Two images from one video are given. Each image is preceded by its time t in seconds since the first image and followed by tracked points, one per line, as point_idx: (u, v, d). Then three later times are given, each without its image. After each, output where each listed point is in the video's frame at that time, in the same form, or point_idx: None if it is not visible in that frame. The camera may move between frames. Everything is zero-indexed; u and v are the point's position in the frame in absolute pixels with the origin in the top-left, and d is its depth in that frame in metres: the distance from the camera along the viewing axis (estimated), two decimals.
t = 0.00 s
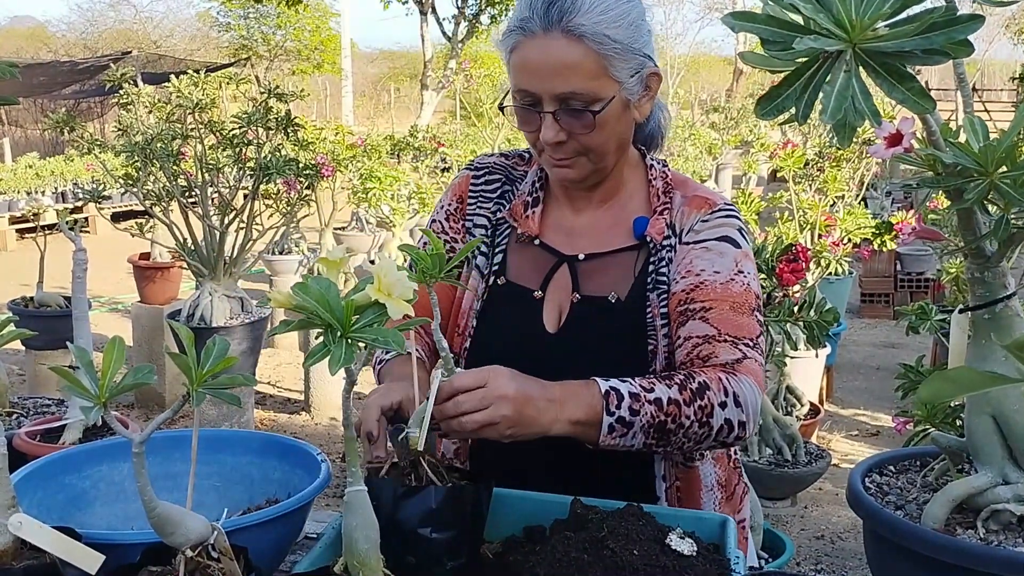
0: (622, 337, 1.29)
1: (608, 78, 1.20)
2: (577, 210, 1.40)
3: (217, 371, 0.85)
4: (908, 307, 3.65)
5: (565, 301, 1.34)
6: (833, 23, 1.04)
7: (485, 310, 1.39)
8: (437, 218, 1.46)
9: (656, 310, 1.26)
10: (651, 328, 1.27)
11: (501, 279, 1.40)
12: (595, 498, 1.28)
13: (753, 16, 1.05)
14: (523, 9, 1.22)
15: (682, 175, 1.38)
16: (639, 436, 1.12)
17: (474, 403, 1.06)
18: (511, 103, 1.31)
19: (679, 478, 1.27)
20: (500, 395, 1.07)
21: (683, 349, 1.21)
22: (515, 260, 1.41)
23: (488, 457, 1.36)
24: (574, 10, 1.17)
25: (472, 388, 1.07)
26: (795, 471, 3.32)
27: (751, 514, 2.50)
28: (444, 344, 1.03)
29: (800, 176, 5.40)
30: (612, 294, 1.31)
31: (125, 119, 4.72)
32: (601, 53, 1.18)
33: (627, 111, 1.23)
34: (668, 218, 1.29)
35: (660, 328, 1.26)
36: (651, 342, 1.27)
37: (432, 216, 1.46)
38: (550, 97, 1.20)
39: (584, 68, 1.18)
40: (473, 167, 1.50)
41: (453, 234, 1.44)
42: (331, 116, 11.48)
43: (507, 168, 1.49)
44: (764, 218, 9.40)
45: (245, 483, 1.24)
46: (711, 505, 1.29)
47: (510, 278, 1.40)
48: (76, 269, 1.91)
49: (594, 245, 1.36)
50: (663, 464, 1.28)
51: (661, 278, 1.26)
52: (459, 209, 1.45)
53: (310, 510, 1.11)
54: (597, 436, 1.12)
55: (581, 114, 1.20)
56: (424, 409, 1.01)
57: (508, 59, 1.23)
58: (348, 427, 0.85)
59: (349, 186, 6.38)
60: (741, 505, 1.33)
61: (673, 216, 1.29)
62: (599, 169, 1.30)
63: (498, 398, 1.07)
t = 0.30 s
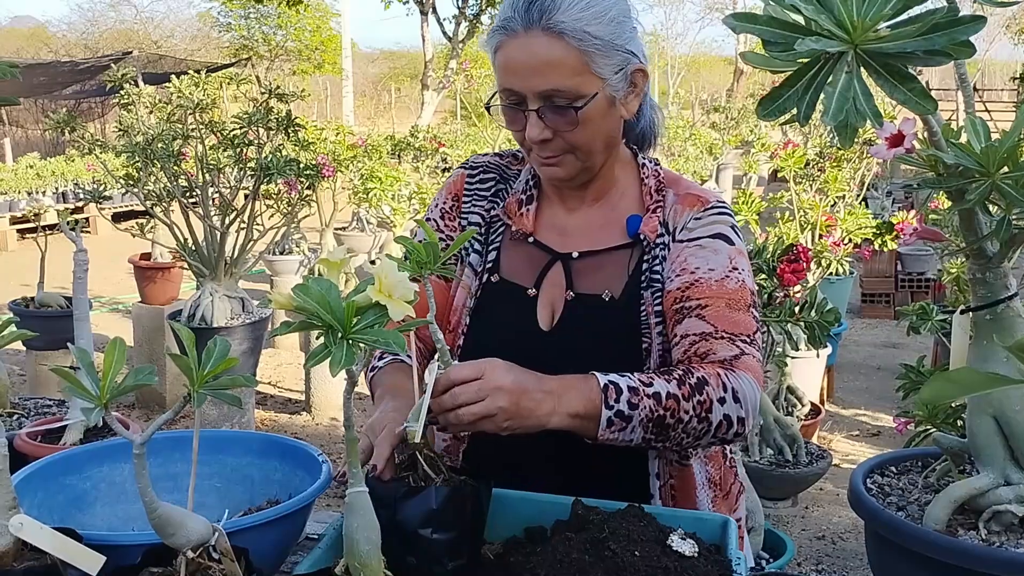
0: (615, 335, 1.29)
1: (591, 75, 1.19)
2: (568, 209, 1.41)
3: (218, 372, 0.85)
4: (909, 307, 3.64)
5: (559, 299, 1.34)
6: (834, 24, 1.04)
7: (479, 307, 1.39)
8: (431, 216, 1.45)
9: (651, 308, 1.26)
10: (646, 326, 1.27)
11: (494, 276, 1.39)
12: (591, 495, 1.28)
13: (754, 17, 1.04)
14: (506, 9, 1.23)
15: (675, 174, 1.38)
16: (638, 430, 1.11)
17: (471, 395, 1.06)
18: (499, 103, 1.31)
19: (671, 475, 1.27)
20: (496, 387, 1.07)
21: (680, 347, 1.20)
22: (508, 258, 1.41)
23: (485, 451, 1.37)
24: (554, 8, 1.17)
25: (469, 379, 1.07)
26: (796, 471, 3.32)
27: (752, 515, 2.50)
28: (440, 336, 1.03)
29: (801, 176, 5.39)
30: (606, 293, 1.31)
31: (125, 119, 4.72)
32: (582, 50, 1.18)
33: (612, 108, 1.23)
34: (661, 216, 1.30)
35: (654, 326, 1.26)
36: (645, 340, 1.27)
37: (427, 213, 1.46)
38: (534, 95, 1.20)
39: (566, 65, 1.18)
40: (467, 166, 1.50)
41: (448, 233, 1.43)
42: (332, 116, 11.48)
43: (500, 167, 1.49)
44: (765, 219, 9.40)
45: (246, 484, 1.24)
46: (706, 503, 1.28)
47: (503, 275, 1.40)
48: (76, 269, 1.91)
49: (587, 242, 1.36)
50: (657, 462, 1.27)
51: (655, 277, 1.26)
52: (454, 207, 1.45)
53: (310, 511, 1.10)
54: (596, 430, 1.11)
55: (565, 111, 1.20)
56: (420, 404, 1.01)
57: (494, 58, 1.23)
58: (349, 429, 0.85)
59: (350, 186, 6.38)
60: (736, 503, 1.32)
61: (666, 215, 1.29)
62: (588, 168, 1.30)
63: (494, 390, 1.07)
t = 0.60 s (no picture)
0: (604, 340, 1.29)
1: (560, 68, 1.18)
2: (552, 212, 1.40)
3: (219, 372, 0.85)
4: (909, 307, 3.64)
5: (547, 303, 1.34)
6: (837, 23, 1.04)
7: (469, 311, 1.39)
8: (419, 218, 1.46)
9: (641, 312, 1.26)
10: (636, 330, 1.27)
11: (483, 280, 1.39)
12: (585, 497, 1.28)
13: (756, 16, 1.04)
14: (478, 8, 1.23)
15: (660, 176, 1.37)
16: (642, 434, 1.11)
17: (477, 394, 1.05)
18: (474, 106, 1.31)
19: (664, 478, 1.27)
20: (500, 387, 1.06)
21: (678, 352, 1.20)
22: (496, 262, 1.40)
23: (485, 453, 1.36)
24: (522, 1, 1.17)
25: (475, 379, 1.06)
26: (796, 471, 3.32)
27: (753, 514, 2.50)
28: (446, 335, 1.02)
29: (801, 176, 5.38)
30: (594, 297, 1.31)
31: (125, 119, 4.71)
32: (550, 42, 1.17)
33: (583, 101, 1.21)
34: (648, 219, 1.30)
35: (644, 331, 1.26)
36: (635, 345, 1.27)
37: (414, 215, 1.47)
38: (503, 89, 1.19)
39: (535, 58, 1.17)
40: (456, 168, 1.51)
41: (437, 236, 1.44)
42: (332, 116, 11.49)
43: (488, 169, 1.49)
44: (765, 218, 9.41)
45: (246, 485, 1.24)
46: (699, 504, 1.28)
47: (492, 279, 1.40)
48: (77, 270, 1.91)
49: (573, 245, 1.36)
50: (649, 466, 1.27)
51: (644, 281, 1.26)
52: (442, 210, 1.46)
53: (311, 512, 1.10)
54: (601, 433, 1.11)
55: (534, 104, 1.18)
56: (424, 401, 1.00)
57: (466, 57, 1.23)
58: (350, 430, 0.85)
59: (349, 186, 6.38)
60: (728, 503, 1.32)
61: (652, 217, 1.29)
62: (566, 169, 1.29)
63: (498, 390, 1.06)
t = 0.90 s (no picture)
0: (581, 347, 1.30)
1: (504, 80, 1.17)
2: (520, 221, 1.38)
3: (218, 373, 0.85)
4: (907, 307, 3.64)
5: (524, 314, 1.34)
6: (836, 25, 1.04)
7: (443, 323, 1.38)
8: (388, 222, 1.46)
9: (619, 319, 1.26)
10: (615, 335, 1.27)
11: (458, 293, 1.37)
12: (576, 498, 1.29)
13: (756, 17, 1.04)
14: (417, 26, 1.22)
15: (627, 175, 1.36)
16: (648, 436, 1.12)
17: (494, 395, 1.05)
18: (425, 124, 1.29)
19: (650, 481, 1.27)
20: (516, 390, 1.06)
21: (673, 359, 1.21)
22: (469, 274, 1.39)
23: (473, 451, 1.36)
24: (460, 16, 1.16)
25: (492, 381, 1.07)
26: (795, 472, 3.32)
27: (752, 515, 2.50)
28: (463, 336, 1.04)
29: (800, 176, 5.39)
30: (571, 305, 1.31)
31: (124, 119, 4.71)
32: (491, 55, 1.16)
33: (531, 111, 1.20)
34: (618, 224, 1.29)
35: (624, 337, 1.27)
36: (616, 350, 1.28)
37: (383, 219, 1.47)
38: (449, 105, 1.17)
39: (477, 72, 1.16)
40: (426, 173, 1.48)
41: (405, 243, 1.45)
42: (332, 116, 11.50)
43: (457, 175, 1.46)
44: (764, 219, 9.41)
45: (246, 485, 1.24)
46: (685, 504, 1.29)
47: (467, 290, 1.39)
48: (77, 270, 1.91)
49: (545, 253, 1.35)
50: (634, 469, 1.28)
51: (622, 287, 1.26)
52: (410, 217, 1.45)
53: (310, 513, 1.10)
54: (607, 437, 1.11)
55: (483, 118, 1.17)
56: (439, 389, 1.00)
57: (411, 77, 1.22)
58: (348, 432, 0.85)
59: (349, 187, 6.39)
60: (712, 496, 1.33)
61: (623, 222, 1.28)
62: (524, 179, 1.27)
63: (514, 393, 1.06)
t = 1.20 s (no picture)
0: (560, 353, 1.31)
1: (465, 96, 1.18)
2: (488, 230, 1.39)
3: (220, 374, 0.85)
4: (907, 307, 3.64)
5: (501, 324, 1.33)
6: (836, 27, 1.05)
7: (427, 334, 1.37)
8: (344, 221, 1.44)
9: (596, 321, 1.28)
10: (594, 340, 1.29)
11: (432, 306, 1.36)
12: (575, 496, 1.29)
13: (756, 20, 1.05)
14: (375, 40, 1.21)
15: (591, 176, 1.38)
16: (643, 431, 1.13)
17: (498, 395, 1.04)
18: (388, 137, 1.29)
19: (638, 480, 1.31)
20: (519, 390, 1.06)
21: (658, 358, 1.24)
22: (440, 286, 1.38)
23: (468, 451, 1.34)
24: (419, 32, 1.15)
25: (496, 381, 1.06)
26: (795, 471, 3.33)
27: (752, 515, 2.51)
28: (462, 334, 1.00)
29: (800, 177, 5.39)
30: (547, 311, 1.32)
31: (124, 119, 4.72)
32: (451, 72, 1.16)
33: (493, 125, 1.21)
34: (589, 228, 1.31)
35: (603, 339, 1.28)
36: (596, 354, 1.29)
37: (340, 217, 1.45)
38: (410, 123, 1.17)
39: (439, 89, 1.16)
40: (388, 181, 1.46)
41: (362, 245, 1.44)
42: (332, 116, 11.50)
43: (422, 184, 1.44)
44: (764, 219, 9.42)
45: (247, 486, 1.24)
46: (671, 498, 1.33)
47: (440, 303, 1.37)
48: (77, 271, 1.91)
49: (516, 261, 1.35)
50: (620, 469, 1.30)
51: (598, 290, 1.28)
52: (372, 222, 1.44)
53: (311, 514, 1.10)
54: (604, 435, 1.12)
55: (445, 135, 1.17)
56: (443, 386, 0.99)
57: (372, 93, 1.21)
58: (350, 431, 0.85)
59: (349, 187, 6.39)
60: (694, 486, 1.37)
61: (594, 225, 1.30)
62: (488, 191, 1.28)
63: (518, 393, 1.06)
